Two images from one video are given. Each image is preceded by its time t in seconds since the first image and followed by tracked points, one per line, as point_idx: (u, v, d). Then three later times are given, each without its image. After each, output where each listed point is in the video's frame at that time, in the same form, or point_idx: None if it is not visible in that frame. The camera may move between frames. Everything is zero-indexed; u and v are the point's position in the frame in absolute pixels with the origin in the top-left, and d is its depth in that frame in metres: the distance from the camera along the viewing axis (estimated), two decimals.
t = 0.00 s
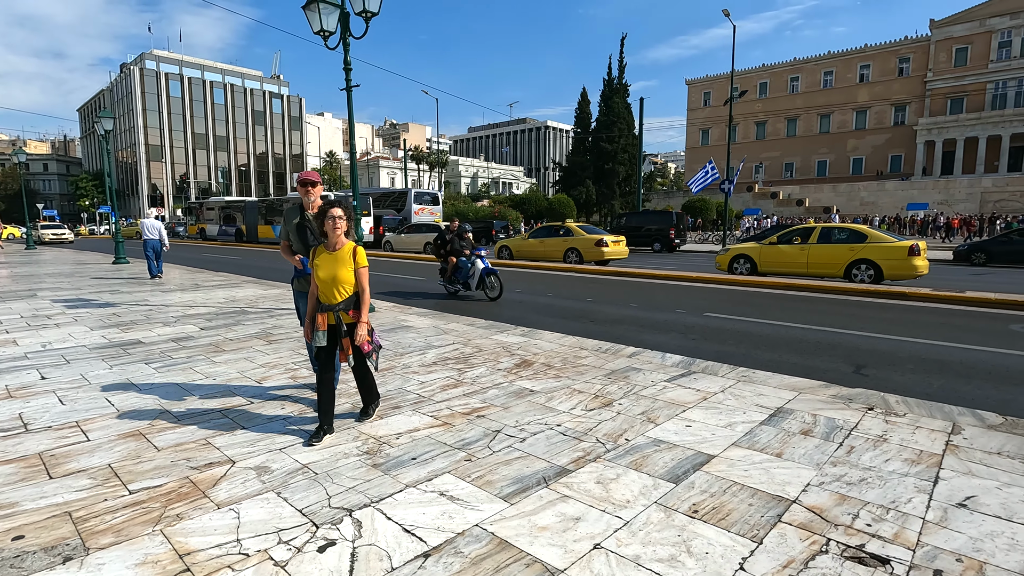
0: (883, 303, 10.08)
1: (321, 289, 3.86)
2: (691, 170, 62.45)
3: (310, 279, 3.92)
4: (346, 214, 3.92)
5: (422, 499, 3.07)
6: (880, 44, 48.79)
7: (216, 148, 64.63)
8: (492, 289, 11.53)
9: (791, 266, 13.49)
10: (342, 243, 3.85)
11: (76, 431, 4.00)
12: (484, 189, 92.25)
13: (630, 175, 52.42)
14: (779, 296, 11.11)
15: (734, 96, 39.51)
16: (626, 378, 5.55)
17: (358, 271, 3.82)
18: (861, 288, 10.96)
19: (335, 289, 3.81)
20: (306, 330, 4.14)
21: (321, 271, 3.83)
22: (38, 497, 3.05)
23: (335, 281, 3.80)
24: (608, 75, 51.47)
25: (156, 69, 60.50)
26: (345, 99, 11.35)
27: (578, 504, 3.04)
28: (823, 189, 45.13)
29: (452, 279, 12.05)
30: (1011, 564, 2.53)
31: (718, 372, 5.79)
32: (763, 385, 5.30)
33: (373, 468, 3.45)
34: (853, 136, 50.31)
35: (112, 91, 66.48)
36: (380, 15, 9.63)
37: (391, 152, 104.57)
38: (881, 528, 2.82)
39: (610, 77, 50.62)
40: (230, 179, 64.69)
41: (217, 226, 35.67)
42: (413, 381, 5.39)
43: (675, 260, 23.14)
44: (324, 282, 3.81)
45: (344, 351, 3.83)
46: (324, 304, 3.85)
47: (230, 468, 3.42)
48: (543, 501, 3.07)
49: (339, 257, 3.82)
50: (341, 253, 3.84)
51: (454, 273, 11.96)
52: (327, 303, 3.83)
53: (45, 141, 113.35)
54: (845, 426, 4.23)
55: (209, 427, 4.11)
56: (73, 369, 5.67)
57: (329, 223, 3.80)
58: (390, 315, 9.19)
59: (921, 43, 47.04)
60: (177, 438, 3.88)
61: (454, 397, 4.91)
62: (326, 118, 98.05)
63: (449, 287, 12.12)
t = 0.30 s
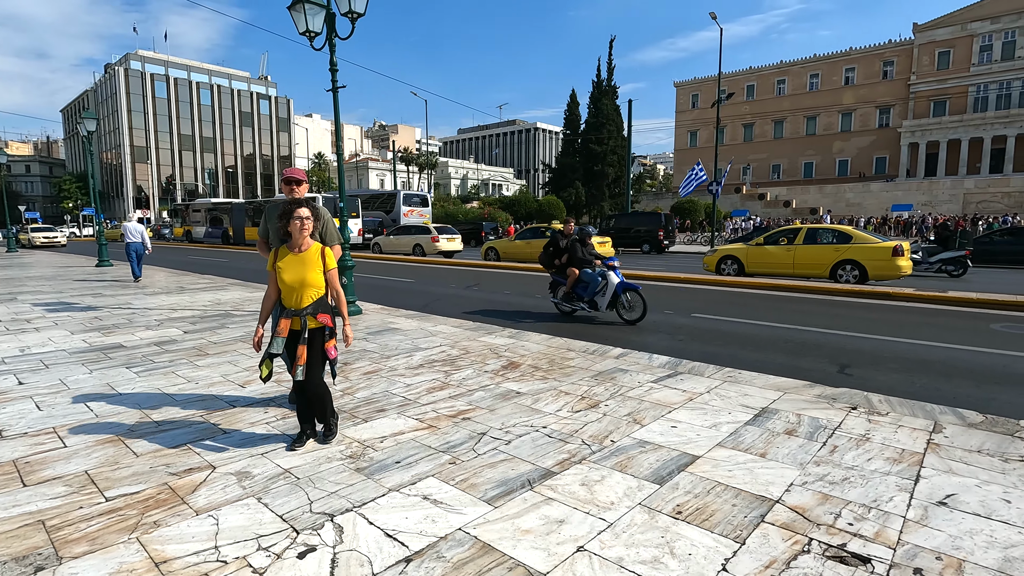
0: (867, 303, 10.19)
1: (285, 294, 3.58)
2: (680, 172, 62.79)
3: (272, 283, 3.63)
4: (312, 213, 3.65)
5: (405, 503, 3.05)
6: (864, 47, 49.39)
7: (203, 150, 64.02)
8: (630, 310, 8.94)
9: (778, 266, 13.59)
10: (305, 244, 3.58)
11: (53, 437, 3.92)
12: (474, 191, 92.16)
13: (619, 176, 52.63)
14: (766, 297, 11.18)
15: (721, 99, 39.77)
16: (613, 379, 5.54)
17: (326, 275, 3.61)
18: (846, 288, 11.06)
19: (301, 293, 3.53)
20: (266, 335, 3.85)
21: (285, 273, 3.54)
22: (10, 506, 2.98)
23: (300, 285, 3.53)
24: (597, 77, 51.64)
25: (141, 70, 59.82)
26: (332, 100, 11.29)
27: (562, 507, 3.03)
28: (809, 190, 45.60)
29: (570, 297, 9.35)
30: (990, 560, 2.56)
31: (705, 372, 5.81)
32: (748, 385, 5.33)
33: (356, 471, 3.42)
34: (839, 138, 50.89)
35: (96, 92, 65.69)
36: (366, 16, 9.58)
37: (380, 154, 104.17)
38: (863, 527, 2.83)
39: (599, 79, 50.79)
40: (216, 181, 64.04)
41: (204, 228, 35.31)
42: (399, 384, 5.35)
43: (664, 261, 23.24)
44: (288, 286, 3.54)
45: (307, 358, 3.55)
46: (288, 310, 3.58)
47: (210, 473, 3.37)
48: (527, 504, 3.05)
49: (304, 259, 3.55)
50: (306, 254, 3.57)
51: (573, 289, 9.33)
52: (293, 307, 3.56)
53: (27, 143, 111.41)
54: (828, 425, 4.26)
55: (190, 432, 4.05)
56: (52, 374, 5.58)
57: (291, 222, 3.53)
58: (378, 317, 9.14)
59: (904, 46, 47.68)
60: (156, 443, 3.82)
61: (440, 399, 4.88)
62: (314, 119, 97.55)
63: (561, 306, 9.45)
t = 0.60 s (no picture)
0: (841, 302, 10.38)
1: (240, 303, 3.20)
2: (659, 173, 63.40)
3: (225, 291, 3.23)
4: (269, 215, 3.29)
5: (378, 508, 2.99)
6: (838, 51, 50.39)
7: (178, 150, 62.76)
8: (865, 340, 6.64)
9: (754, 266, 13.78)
10: (263, 248, 3.22)
11: (10, 446, 3.78)
12: (455, 191, 91.92)
13: (600, 177, 52.95)
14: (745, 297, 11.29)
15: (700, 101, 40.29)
16: (591, 380, 5.55)
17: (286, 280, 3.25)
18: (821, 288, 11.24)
19: (259, 300, 3.16)
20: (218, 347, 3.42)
21: (239, 279, 3.16)
22: None
23: (258, 292, 3.17)
24: (578, 79, 51.87)
25: (113, 67, 58.48)
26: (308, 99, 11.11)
27: (538, 509, 3.00)
28: (786, 192, 46.36)
29: (764, 321, 7.07)
30: (956, 554, 2.60)
31: (682, 372, 5.84)
32: (725, 384, 5.38)
33: (328, 477, 3.35)
34: (814, 140, 51.88)
35: (66, 90, 64.02)
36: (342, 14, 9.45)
37: (360, 154, 103.30)
38: (834, 523, 2.86)
39: (580, 80, 51.04)
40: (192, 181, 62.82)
41: (179, 230, 34.62)
42: (375, 387, 5.27)
43: (644, 262, 23.41)
44: (243, 293, 3.15)
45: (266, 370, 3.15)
46: (242, 320, 3.18)
47: (177, 481, 3.27)
48: (503, 507, 3.02)
49: (261, 264, 3.18)
50: (264, 259, 3.21)
51: (771, 312, 6.99)
52: (249, 316, 3.17)
53: None
54: (802, 423, 4.31)
55: (156, 439, 3.92)
56: (14, 381, 5.38)
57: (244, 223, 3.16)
58: (356, 319, 9.03)
59: (876, 51, 48.77)
60: (120, 451, 3.69)
61: (417, 402, 4.83)
62: (293, 119, 96.43)
63: (742, 331, 7.39)
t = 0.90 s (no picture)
0: (807, 300, 10.63)
1: (183, 308, 2.97)
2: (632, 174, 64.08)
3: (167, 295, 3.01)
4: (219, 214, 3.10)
5: (344, 516, 2.92)
6: (803, 56, 51.68)
7: (142, 148, 60.80)
8: None
9: (724, 266, 14.02)
10: (212, 249, 3.01)
11: None
12: (429, 192, 91.29)
13: (574, 178, 53.24)
14: (716, 296, 11.46)
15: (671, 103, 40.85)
16: (564, 381, 5.55)
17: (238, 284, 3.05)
18: (788, 287, 11.49)
19: (205, 305, 2.95)
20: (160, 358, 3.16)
21: (183, 283, 2.93)
22: None
23: (203, 295, 2.95)
24: (551, 80, 52.05)
25: (72, 62, 56.42)
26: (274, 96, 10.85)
27: (508, 513, 2.97)
28: (755, 193, 47.30)
29: None
30: (916, 547, 2.67)
31: (654, 371, 5.89)
32: (695, 383, 5.44)
33: (294, 485, 3.26)
34: (781, 142, 53.11)
35: (20, 85, 61.44)
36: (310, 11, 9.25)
37: (332, 154, 101.75)
38: (800, 519, 2.91)
39: (553, 81, 51.23)
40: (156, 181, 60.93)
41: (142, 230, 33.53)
42: (345, 391, 5.17)
43: (617, 262, 23.60)
44: (187, 298, 2.93)
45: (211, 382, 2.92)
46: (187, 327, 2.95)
47: (133, 494, 3.13)
48: (473, 511, 2.98)
49: (208, 266, 2.98)
50: (214, 261, 3.01)
51: None
52: (195, 324, 2.95)
53: None
54: (769, 421, 4.38)
55: (110, 449, 3.75)
56: None
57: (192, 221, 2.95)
58: (326, 322, 8.86)
59: (840, 56, 50.18)
60: (72, 462, 3.53)
61: (387, 405, 4.75)
62: (262, 118, 94.47)
63: None
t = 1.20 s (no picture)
0: (773, 299, 10.86)
1: (127, 315, 2.76)
2: (604, 175, 64.68)
3: (102, 301, 2.77)
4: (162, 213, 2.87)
5: (306, 527, 2.81)
6: (768, 60, 52.95)
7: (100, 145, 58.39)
8: None
9: (693, 266, 14.22)
10: (155, 252, 2.80)
11: None
12: (401, 192, 90.39)
13: (546, 178, 53.43)
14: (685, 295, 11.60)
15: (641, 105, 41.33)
16: (535, 382, 5.51)
17: (187, 287, 2.90)
18: (754, 286, 11.72)
19: (152, 312, 2.76)
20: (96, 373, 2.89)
21: (126, 289, 2.72)
22: None
23: (148, 302, 2.75)
24: (523, 80, 52.11)
25: (23, 55, 54.08)
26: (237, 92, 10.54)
27: (477, 519, 2.91)
28: (722, 194, 48.21)
29: None
30: (880, 542, 2.70)
31: (624, 371, 5.91)
32: (665, 382, 5.47)
33: (253, 496, 3.13)
34: (747, 144, 54.32)
35: None
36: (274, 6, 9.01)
37: (301, 153, 99.84)
38: (767, 517, 2.92)
39: (525, 82, 51.27)
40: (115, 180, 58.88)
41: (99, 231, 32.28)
42: (311, 396, 5.02)
43: (589, 262, 23.76)
44: (131, 304, 2.73)
45: (166, 394, 2.77)
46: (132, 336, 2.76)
47: (78, 509, 2.96)
48: (441, 518, 2.91)
49: (151, 267, 2.77)
50: (159, 264, 2.81)
51: None
52: (142, 333, 2.76)
53: None
54: (738, 419, 4.43)
55: (56, 463, 3.56)
56: None
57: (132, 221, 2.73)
58: (292, 325, 8.65)
59: (802, 61, 51.60)
60: (13, 478, 3.33)
61: (354, 410, 4.63)
62: (227, 116, 92.01)
63: None
